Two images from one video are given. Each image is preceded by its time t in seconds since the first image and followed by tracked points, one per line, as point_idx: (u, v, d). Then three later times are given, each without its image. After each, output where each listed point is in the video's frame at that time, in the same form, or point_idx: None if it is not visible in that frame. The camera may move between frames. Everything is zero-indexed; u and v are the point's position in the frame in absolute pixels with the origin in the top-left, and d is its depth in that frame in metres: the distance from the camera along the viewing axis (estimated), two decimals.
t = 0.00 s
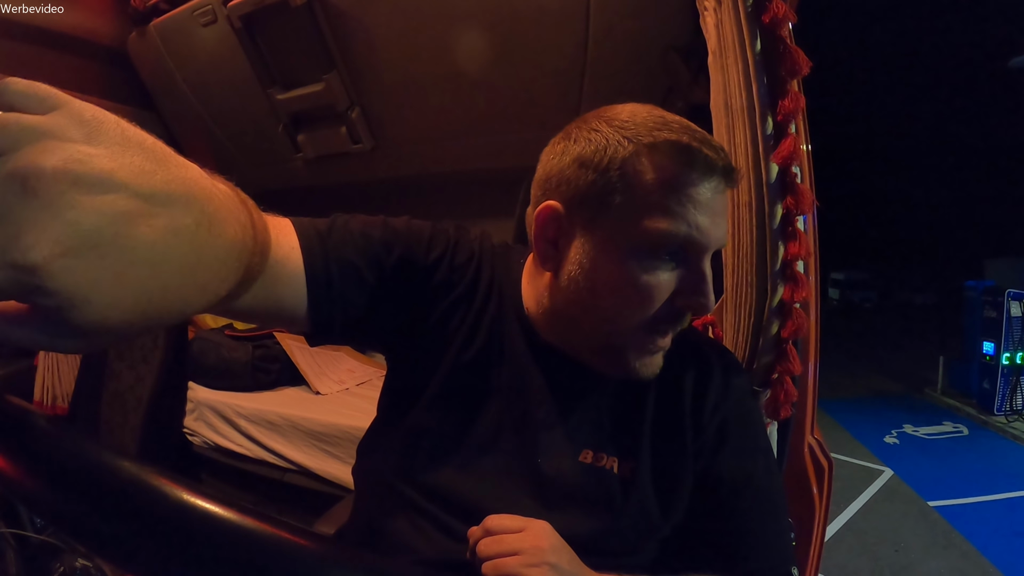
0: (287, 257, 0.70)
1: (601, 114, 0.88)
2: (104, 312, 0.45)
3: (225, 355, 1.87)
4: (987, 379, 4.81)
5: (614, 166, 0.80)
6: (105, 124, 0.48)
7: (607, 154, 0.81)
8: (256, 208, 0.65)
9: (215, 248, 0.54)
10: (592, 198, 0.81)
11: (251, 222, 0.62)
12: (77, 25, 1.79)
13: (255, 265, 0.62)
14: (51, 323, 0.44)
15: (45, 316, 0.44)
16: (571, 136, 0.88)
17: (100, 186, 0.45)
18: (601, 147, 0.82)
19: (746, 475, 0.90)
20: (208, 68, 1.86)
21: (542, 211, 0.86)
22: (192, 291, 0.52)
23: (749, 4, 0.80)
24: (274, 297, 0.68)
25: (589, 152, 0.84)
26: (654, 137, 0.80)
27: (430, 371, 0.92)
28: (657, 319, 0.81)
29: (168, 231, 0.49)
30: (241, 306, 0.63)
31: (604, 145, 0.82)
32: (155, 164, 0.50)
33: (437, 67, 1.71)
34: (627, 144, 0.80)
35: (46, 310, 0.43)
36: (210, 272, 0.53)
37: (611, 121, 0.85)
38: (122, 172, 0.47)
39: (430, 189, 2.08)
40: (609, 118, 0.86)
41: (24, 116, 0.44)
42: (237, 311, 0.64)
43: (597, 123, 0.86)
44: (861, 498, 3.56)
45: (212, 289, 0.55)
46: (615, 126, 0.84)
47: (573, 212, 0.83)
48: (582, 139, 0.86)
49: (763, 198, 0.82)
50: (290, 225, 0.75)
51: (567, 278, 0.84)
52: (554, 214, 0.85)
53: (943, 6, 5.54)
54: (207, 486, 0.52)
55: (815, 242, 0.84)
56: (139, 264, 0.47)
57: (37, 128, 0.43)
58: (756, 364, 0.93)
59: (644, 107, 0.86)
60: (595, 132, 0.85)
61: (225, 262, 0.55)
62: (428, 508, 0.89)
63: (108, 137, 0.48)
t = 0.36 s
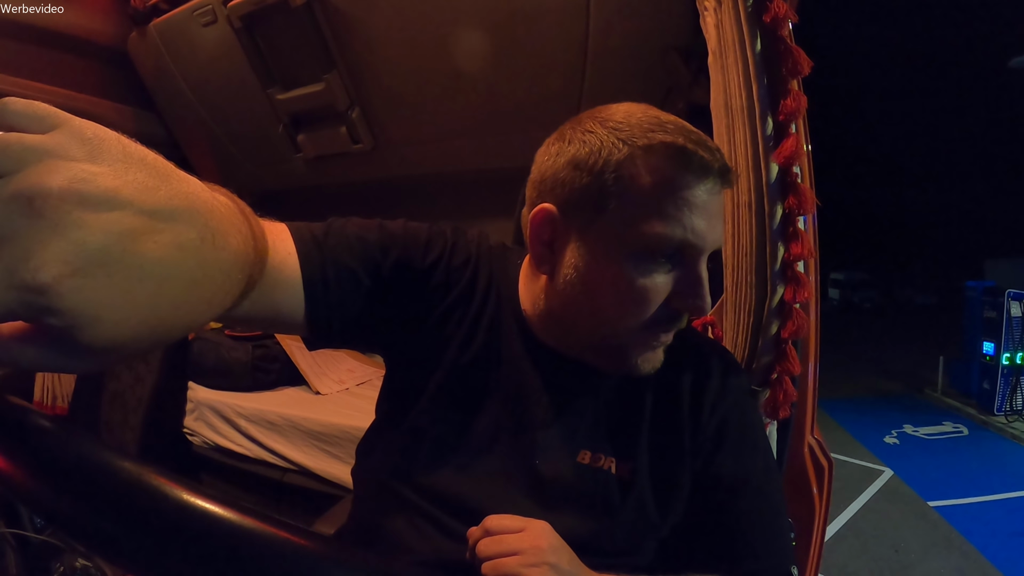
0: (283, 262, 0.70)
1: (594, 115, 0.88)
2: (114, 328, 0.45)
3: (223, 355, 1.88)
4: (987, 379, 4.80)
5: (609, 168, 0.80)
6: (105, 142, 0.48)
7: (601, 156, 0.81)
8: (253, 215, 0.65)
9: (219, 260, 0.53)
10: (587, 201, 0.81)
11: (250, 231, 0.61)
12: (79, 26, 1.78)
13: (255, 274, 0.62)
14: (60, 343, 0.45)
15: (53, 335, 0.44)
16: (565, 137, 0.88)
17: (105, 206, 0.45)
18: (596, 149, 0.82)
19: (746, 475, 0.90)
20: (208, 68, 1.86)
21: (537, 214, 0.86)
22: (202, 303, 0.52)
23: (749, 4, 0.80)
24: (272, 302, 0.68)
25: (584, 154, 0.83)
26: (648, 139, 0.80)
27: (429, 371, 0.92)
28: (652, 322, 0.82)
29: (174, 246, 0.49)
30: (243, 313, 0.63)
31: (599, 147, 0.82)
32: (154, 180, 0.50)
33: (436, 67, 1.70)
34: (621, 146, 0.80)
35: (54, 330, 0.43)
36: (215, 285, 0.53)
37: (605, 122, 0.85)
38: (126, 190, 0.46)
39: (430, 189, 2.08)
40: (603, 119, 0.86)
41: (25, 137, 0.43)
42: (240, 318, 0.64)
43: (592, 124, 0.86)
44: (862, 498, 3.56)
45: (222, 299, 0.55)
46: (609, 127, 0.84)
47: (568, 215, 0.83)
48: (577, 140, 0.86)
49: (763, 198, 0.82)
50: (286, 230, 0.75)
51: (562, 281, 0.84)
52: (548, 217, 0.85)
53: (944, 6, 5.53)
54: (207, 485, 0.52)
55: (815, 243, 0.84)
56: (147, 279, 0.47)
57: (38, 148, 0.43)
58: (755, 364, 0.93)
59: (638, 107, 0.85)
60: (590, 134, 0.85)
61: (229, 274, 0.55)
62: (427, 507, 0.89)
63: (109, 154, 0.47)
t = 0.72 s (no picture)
0: (283, 265, 0.70)
1: (591, 116, 0.88)
2: (118, 332, 0.45)
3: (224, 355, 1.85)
4: (987, 379, 4.80)
5: (606, 171, 0.80)
6: (109, 145, 0.47)
7: (597, 159, 0.81)
8: (253, 217, 0.65)
9: (222, 263, 0.54)
10: (584, 203, 0.81)
11: (251, 234, 0.62)
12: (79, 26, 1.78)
13: (256, 277, 0.62)
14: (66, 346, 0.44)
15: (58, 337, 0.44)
16: (563, 139, 0.89)
17: (111, 209, 0.45)
18: (593, 151, 0.82)
19: (745, 475, 0.90)
20: (208, 68, 1.85)
21: (533, 218, 0.86)
22: (206, 305, 0.52)
23: (750, 4, 0.80)
24: (272, 304, 0.68)
25: (580, 157, 0.84)
26: (644, 141, 0.80)
27: (427, 371, 0.92)
28: (647, 324, 0.82)
29: (178, 250, 0.49)
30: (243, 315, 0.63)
31: (595, 150, 0.82)
32: (158, 183, 0.50)
33: (436, 67, 1.70)
34: (618, 148, 0.80)
35: (59, 333, 0.43)
36: (218, 288, 0.53)
37: (602, 124, 0.85)
38: (130, 192, 0.46)
39: (430, 189, 2.08)
40: (600, 121, 0.86)
41: (31, 139, 0.43)
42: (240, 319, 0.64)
43: (588, 126, 0.86)
44: (862, 498, 3.56)
45: (224, 301, 0.55)
46: (606, 129, 0.84)
47: (565, 217, 0.83)
48: (574, 143, 0.86)
49: (763, 198, 0.82)
50: (286, 232, 0.75)
51: (559, 284, 0.84)
52: (545, 219, 0.85)
53: (944, 6, 5.52)
54: (207, 486, 0.52)
55: (814, 243, 0.84)
56: (153, 283, 0.47)
57: (44, 151, 0.43)
58: (755, 364, 0.93)
59: (636, 109, 0.85)
60: (587, 136, 0.85)
61: (231, 276, 0.55)
62: (427, 507, 0.89)
63: (113, 157, 0.47)
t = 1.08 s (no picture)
0: (281, 266, 0.70)
1: (590, 115, 0.88)
2: (120, 332, 0.45)
3: (224, 355, 1.86)
4: (987, 379, 4.80)
5: (604, 170, 0.80)
6: (108, 146, 0.47)
7: (596, 158, 0.81)
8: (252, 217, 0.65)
9: (221, 263, 0.54)
10: (582, 203, 0.81)
11: (250, 234, 0.62)
12: (78, 26, 1.78)
13: (255, 277, 0.62)
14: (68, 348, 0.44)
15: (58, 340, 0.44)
16: (561, 138, 0.88)
17: (111, 209, 0.45)
18: (592, 150, 0.82)
19: (745, 475, 0.90)
20: (208, 68, 1.85)
21: (531, 217, 0.86)
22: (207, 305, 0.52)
23: (749, 5, 0.80)
24: (271, 304, 0.68)
25: (578, 156, 0.83)
26: (643, 141, 0.79)
27: (427, 371, 0.92)
28: (646, 325, 0.82)
29: (179, 250, 0.49)
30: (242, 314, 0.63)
31: (594, 149, 0.82)
32: (158, 182, 0.50)
33: (436, 67, 1.70)
34: (616, 148, 0.80)
35: (58, 335, 0.43)
36: (218, 287, 0.53)
37: (601, 124, 0.85)
38: (129, 192, 0.46)
39: (430, 189, 2.08)
40: (599, 120, 0.86)
41: (30, 140, 0.43)
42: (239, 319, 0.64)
43: (587, 125, 0.86)
44: (862, 498, 3.55)
45: (225, 301, 0.55)
46: (605, 129, 0.84)
47: (564, 217, 0.83)
48: (572, 142, 0.86)
49: (764, 198, 0.82)
50: (284, 232, 0.76)
51: (557, 284, 0.85)
52: (543, 219, 0.85)
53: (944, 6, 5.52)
54: (207, 485, 0.52)
55: (814, 243, 0.84)
56: (154, 283, 0.47)
57: (44, 151, 0.43)
58: (755, 364, 0.93)
59: (634, 108, 0.85)
60: (585, 135, 0.85)
61: (230, 275, 0.55)
62: (427, 507, 0.89)
63: (112, 157, 0.47)
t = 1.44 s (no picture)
0: (283, 262, 0.70)
1: (587, 114, 0.88)
2: (117, 309, 0.44)
3: (226, 355, 1.89)
4: (987, 379, 4.80)
5: (601, 168, 0.80)
6: (107, 129, 0.48)
7: (593, 156, 0.81)
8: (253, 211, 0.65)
9: (221, 245, 0.53)
10: (580, 200, 0.81)
11: (251, 224, 0.61)
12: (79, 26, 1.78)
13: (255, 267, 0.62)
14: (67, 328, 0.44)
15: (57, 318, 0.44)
16: (559, 137, 0.88)
17: (109, 187, 0.45)
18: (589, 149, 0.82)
19: (745, 474, 0.90)
20: (208, 67, 1.85)
21: (529, 215, 0.86)
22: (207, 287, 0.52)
23: (749, 5, 0.80)
24: (271, 301, 0.68)
25: (576, 154, 0.83)
26: (640, 139, 0.80)
27: (427, 370, 0.92)
28: (643, 323, 0.81)
29: (177, 229, 0.49)
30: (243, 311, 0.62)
31: (591, 147, 0.82)
32: (156, 163, 0.50)
33: (436, 67, 1.70)
34: (613, 146, 0.80)
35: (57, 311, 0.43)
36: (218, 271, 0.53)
37: (598, 122, 0.85)
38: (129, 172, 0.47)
39: (430, 189, 2.09)
40: (597, 119, 0.86)
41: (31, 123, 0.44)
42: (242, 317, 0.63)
43: (585, 124, 0.86)
44: (862, 498, 3.55)
45: (223, 286, 0.54)
46: (602, 127, 0.84)
47: (561, 215, 0.83)
48: (570, 140, 0.86)
49: (763, 198, 0.82)
50: (284, 229, 0.75)
51: (555, 281, 0.84)
52: (542, 216, 0.85)
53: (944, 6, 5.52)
54: (207, 485, 0.52)
55: (813, 243, 0.84)
56: (152, 260, 0.46)
57: (44, 131, 0.43)
58: (755, 364, 0.93)
59: (632, 107, 0.86)
60: (583, 133, 0.85)
61: (229, 260, 0.55)
62: (427, 507, 0.89)
63: (111, 140, 0.48)
